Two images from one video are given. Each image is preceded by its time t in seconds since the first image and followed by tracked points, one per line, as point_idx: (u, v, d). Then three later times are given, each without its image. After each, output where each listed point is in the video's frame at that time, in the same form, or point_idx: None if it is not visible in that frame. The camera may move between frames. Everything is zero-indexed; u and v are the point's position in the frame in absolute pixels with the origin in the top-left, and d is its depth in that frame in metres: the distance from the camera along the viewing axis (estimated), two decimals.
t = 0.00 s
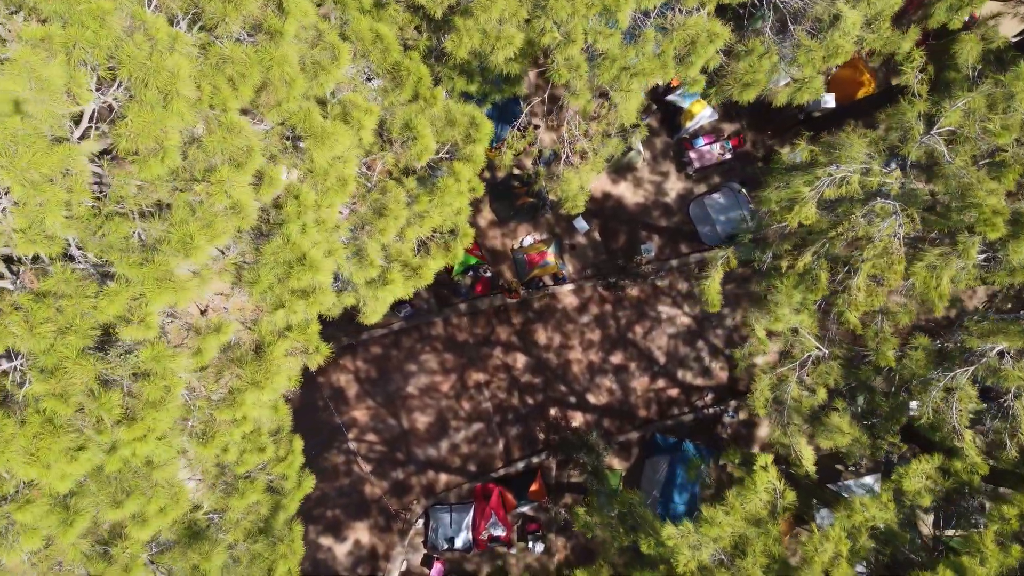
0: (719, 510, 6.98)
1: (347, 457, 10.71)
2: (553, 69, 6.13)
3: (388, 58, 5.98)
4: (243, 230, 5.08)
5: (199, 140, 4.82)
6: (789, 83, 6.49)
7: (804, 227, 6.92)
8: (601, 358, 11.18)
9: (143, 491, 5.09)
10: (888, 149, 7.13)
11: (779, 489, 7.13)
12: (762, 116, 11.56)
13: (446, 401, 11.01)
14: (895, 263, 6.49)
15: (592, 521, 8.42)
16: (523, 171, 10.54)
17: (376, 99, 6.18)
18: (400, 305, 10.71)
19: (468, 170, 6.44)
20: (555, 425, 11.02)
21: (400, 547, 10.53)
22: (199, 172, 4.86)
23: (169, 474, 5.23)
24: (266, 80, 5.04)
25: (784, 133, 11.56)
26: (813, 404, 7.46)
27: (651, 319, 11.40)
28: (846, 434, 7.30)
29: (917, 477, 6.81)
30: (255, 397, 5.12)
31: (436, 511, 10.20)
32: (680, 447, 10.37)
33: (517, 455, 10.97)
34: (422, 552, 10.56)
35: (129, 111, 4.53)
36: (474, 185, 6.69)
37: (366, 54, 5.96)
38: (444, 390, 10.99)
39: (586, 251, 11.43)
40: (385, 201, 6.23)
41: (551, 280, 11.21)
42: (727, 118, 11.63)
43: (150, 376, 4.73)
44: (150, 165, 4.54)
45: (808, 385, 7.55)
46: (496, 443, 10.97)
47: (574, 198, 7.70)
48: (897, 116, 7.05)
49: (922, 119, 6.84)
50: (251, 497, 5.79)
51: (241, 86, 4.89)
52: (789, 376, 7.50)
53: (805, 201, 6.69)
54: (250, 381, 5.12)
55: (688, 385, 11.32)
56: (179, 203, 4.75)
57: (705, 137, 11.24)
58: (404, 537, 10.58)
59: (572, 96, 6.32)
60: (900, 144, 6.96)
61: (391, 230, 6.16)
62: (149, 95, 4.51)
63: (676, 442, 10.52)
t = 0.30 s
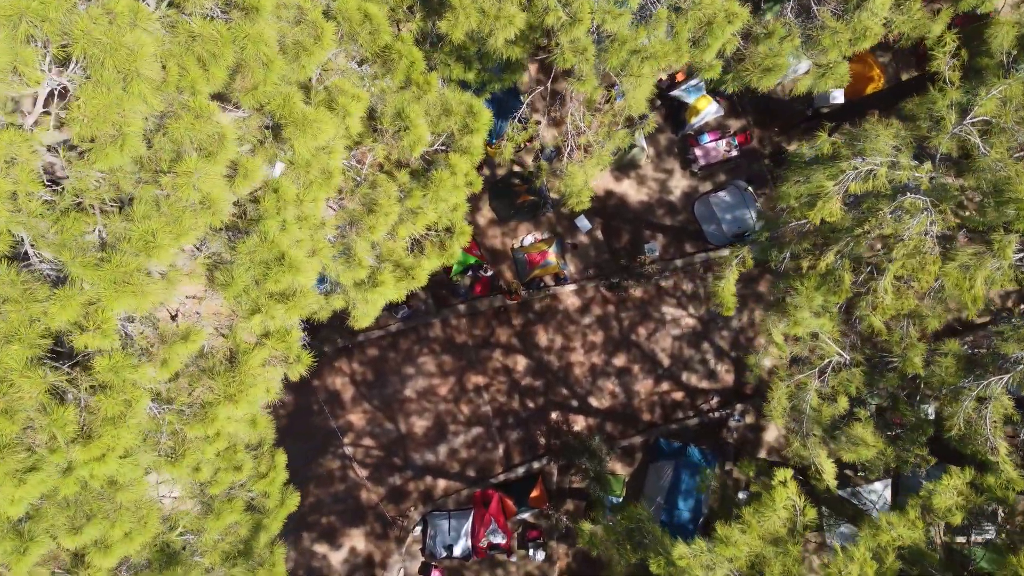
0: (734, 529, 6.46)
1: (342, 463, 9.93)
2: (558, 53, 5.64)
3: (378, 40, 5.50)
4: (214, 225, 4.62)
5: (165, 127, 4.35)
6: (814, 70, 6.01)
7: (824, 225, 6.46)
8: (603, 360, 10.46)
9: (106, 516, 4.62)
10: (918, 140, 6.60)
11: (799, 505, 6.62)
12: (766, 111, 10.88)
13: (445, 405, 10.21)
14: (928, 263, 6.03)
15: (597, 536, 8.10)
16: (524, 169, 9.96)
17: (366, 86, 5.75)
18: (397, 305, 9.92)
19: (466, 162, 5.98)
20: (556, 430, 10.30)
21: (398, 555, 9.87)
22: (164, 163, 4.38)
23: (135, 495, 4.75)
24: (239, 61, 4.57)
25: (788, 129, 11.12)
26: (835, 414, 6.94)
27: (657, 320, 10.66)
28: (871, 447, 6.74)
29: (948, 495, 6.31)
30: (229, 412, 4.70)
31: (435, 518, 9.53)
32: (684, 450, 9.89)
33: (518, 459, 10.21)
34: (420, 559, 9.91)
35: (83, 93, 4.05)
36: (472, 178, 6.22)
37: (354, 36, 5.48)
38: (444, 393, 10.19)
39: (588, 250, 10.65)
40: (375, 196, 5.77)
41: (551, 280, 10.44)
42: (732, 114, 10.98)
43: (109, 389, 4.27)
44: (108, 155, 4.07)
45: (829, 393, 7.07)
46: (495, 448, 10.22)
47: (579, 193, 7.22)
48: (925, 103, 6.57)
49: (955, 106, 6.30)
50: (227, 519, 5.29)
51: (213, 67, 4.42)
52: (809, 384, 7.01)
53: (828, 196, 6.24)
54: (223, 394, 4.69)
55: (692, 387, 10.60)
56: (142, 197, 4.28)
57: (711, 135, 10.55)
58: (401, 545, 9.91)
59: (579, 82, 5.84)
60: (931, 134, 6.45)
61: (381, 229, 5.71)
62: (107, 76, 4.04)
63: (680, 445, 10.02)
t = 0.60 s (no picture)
0: (756, 554, 5.87)
1: (336, 470, 8.99)
2: (564, 30, 5.11)
3: (365, 18, 4.99)
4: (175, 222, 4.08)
5: (115, 107, 3.77)
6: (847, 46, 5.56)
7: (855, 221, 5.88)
8: (607, 363, 9.48)
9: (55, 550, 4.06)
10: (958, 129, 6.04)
11: (827, 528, 6.04)
12: (777, 105, 9.92)
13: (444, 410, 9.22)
14: (978, 264, 5.38)
15: (606, 558, 7.24)
16: (525, 166, 9.33)
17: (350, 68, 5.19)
18: (393, 305, 8.97)
19: (462, 153, 5.42)
20: (558, 435, 9.34)
21: (394, 566, 8.98)
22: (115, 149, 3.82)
23: (87, 527, 4.20)
24: (203, 34, 4.00)
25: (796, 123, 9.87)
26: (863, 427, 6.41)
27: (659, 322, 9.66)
28: (905, 463, 6.20)
29: (991, 517, 5.75)
30: (191, 433, 4.16)
31: (432, 526, 8.66)
32: (690, 456, 9.03)
33: (518, 466, 9.27)
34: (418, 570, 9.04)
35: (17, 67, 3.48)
36: (468, 170, 5.67)
37: (339, 13, 4.97)
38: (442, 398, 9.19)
39: (591, 250, 9.60)
40: (362, 189, 5.22)
41: (552, 279, 9.40)
42: (741, 108, 9.90)
43: (49, 409, 3.71)
44: (48, 141, 3.54)
45: (856, 405, 6.52)
46: (495, 455, 9.26)
47: (586, 187, 6.62)
48: (964, 88, 6.00)
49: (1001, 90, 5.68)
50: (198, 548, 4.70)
51: (171, 40, 3.85)
52: (835, 395, 6.48)
53: (861, 189, 5.66)
54: (184, 414, 4.16)
55: (700, 392, 9.68)
56: (90, 188, 3.73)
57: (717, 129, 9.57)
58: (398, 555, 9.01)
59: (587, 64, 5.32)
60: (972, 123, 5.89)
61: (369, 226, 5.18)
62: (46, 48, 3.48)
63: (686, 451, 9.15)
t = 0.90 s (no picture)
0: None
1: (331, 475, 8.45)
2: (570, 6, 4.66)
3: None
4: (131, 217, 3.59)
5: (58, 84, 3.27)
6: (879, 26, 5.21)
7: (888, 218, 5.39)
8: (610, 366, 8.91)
9: None
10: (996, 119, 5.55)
11: (856, 552, 5.51)
12: (783, 100, 9.35)
13: (443, 414, 8.67)
14: None
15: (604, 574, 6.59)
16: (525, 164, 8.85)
17: (333, 50, 4.71)
18: (390, 305, 8.45)
19: (458, 143, 4.96)
20: (560, 440, 8.77)
21: None
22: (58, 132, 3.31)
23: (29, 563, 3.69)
24: (162, 4, 3.57)
25: (807, 121, 9.34)
26: (893, 439, 5.93)
27: (665, 325, 9.06)
28: (941, 482, 5.66)
29: None
30: (148, 456, 3.67)
31: (431, 534, 8.08)
32: (695, 461, 8.52)
33: (518, 472, 8.70)
34: None
35: None
36: (465, 162, 5.23)
37: None
38: (440, 401, 8.64)
39: (595, 252, 9.03)
40: (347, 182, 4.72)
41: (553, 280, 8.86)
42: (747, 104, 9.28)
43: None
44: None
45: (883, 417, 6.04)
46: (496, 460, 8.69)
47: (592, 181, 6.16)
48: (1003, 74, 5.44)
49: None
50: None
51: (125, 10, 3.41)
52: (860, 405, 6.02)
53: (895, 183, 5.16)
54: (138, 435, 3.66)
55: (705, 396, 9.06)
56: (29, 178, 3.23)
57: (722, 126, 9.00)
58: (395, 564, 8.45)
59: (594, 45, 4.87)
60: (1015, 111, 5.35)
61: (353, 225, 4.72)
62: None
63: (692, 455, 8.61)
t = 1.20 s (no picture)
0: None
1: (324, 483, 7.82)
2: None
3: None
4: (59, 203, 3.19)
5: None
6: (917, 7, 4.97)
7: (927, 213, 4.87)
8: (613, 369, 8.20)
9: None
10: None
11: None
12: (791, 94, 8.58)
13: (439, 419, 8.01)
14: None
15: None
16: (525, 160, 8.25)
17: (309, 22, 4.18)
18: (386, 305, 7.78)
19: (448, 129, 4.42)
20: (561, 446, 8.07)
21: None
22: None
23: None
24: None
25: (817, 118, 8.55)
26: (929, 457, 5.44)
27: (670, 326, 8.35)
28: (985, 505, 5.14)
29: None
30: (78, 491, 3.35)
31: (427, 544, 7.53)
32: (701, 467, 7.78)
33: (518, 479, 8.01)
34: None
35: None
36: (457, 149, 4.69)
37: None
38: (437, 406, 7.98)
39: (597, 252, 8.33)
40: (323, 171, 4.23)
41: (555, 281, 8.19)
42: (753, 99, 8.55)
43: None
44: None
45: (917, 430, 5.53)
46: (495, 466, 8.01)
47: (599, 174, 5.61)
48: None
49: None
50: None
51: None
52: (895, 419, 5.43)
53: (940, 173, 4.62)
54: (67, 466, 3.31)
55: (712, 401, 8.31)
56: None
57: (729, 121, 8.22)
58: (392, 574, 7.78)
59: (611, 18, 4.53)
60: None
61: (328, 223, 4.22)
62: None
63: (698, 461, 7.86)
